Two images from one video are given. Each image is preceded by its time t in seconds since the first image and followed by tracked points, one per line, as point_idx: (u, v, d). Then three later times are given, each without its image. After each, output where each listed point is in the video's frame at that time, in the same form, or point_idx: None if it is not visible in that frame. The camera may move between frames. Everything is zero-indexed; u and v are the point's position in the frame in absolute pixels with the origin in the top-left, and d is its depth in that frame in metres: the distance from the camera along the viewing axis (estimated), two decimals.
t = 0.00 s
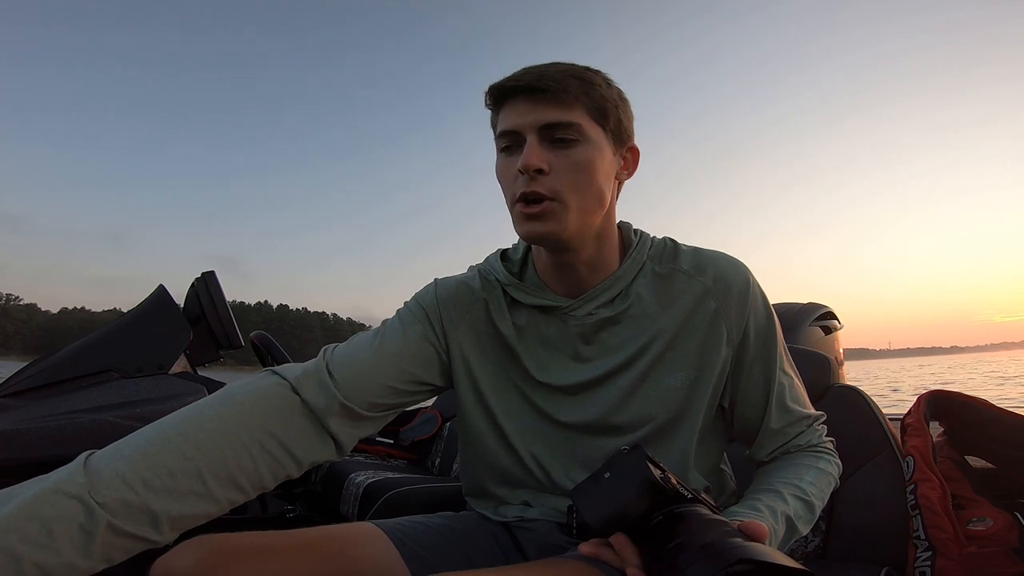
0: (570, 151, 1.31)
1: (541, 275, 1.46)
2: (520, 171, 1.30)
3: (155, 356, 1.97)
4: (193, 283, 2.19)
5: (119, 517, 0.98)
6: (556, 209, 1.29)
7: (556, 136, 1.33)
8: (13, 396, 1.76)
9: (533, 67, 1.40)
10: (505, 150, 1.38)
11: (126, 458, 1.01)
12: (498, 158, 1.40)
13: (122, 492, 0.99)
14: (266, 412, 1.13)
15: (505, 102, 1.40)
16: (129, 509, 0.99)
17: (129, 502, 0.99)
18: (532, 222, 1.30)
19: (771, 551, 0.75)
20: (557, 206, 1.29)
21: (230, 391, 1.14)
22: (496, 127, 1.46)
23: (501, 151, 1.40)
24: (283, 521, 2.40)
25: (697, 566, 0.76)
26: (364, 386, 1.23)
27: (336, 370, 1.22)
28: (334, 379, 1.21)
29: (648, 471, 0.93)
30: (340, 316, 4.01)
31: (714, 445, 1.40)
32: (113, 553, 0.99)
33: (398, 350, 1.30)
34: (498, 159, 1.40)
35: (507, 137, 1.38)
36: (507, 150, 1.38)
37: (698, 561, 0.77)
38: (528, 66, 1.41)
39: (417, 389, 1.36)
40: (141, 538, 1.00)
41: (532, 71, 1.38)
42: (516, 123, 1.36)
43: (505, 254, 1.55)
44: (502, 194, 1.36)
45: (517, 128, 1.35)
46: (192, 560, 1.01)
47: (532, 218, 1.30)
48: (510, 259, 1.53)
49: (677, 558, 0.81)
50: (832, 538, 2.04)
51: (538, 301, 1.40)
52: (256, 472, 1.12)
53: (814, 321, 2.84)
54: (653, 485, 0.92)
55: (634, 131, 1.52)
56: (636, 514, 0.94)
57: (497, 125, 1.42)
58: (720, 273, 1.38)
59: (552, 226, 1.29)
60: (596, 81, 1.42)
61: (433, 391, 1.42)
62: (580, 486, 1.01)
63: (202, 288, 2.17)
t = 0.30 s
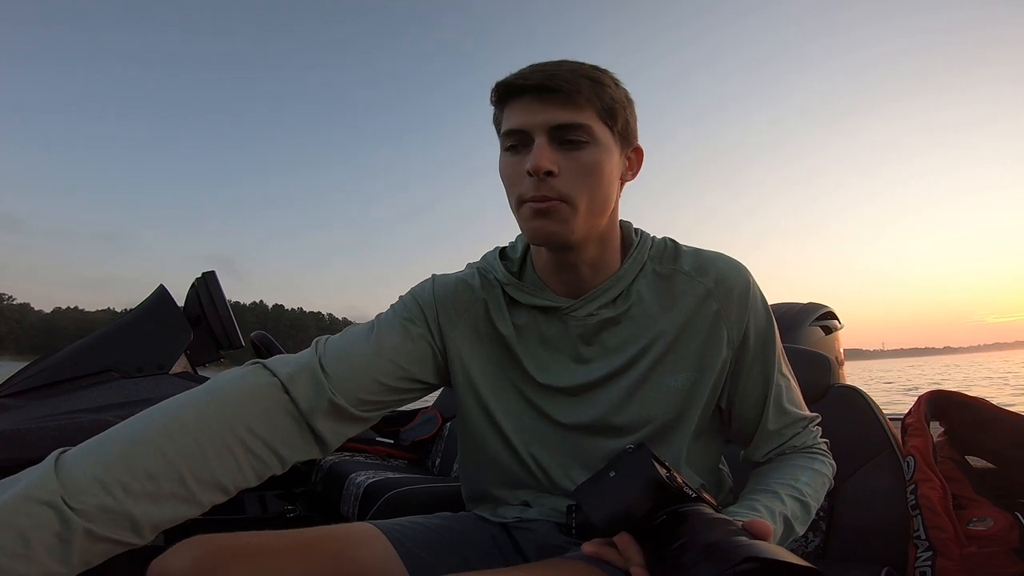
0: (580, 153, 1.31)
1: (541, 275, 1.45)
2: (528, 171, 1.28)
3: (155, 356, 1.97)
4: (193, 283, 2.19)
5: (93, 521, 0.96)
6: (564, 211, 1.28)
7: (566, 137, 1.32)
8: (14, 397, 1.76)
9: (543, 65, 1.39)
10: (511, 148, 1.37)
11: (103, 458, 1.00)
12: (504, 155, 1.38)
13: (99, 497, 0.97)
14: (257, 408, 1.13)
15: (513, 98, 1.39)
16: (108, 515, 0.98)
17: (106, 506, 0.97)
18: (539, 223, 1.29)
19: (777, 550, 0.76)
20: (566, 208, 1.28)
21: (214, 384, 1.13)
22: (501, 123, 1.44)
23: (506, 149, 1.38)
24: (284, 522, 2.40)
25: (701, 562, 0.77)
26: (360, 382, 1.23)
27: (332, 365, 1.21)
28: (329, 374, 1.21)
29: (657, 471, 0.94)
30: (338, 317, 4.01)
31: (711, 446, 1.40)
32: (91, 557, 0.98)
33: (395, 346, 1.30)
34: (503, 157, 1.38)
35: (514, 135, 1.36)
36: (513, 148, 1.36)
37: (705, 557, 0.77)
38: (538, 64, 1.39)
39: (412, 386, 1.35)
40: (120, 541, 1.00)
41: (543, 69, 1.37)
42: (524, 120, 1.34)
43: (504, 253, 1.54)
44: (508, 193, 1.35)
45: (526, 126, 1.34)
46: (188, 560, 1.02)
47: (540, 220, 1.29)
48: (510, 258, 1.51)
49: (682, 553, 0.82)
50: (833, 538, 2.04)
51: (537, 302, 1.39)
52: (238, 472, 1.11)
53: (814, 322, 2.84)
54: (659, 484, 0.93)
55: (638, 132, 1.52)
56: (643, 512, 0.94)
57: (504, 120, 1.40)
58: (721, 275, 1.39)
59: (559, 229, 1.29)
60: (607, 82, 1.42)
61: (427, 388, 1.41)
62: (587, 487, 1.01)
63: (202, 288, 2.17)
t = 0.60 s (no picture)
0: (563, 157, 1.30)
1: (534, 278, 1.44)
2: (511, 179, 1.28)
3: (155, 356, 1.96)
4: (193, 283, 2.19)
5: (57, 510, 0.92)
6: (551, 216, 1.28)
7: (548, 141, 1.31)
8: (15, 398, 1.76)
9: (521, 66, 1.37)
10: (493, 155, 1.37)
11: (72, 448, 0.96)
12: (488, 161, 1.38)
13: (65, 486, 0.93)
14: (225, 401, 1.09)
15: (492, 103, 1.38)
16: (74, 505, 0.94)
17: (72, 495, 0.93)
18: (525, 230, 1.29)
19: (772, 547, 0.76)
20: (552, 215, 1.28)
21: (200, 375, 1.10)
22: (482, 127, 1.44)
23: (489, 155, 1.38)
24: (285, 521, 2.40)
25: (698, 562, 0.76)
26: (346, 378, 1.23)
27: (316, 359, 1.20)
28: (310, 369, 1.19)
29: (649, 468, 0.93)
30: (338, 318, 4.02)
31: (711, 445, 1.40)
32: (54, 549, 0.94)
33: (382, 343, 1.30)
34: (486, 163, 1.38)
35: (495, 141, 1.35)
36: (495, 155, 1.36)
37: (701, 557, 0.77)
38: (515, 66, 1.38)
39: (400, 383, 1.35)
40: (86, 534, 0.95)
41: (521, 70, 1.35)
42: (504, 126, 1.33)
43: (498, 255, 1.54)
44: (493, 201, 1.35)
45: (506, 132, 1.33)
46: (187, 560, 1.01)
47: (526, 227, 1.29)
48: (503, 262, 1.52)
49: (679, 553, 0.82)
50: (833, 538, 2.04)
51: (532, 305, 1.39)
52: (212, 468, 1.09)
53: (814, 322, 2.84)
54: (653, 484, 0.92)
55: (626, 128, 1.52)
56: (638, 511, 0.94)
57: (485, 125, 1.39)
58: (718, 274, 1.39)
59: (546, 236, 1.28)
60: (588, 80, 1.41)
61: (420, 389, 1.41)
62: (580, 487, 1.01)
63: (202, 288, 2.18)
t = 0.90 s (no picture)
0: (512, 147, 1.29)
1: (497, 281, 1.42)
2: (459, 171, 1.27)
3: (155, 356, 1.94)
4: (193, 283, 2.20)
5: None
6: (504, 208, 1.26)
7: (497, 132, 1.31)
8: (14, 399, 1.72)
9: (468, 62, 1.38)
10: (444, 153, 1.36)
11: None
12: (438, 161, 1.37)
13: None
14: (127, 390, 1.08)
15: (441, 100, 1.38)
16: None
17: None
18: (477, 223, 1.26)
19: (785, 539, 0.75)
20: (504, 208, 1.26)
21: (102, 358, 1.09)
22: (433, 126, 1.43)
23: (441, 153, 1.37)
24: (285, 522, 2.40)
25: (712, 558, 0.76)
26: (279, 381, 1.22)
27: (245, 362, 1.19)
28: (238, 371, 1.18)
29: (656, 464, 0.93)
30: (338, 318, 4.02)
31: (702, 436, 1.41)
32: None
33: (325, 347, 1.28)
34: (438, 161, 1.37)
35: (446, 137, 1.35)
36: (446, 151, 1.35)
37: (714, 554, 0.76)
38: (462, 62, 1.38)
39: (348, 387, 1.33)
40: None
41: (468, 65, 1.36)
42: (453, 120, 1.33)
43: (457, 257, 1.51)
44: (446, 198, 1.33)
45: (455, 125, 1.33)
46: (184, 565, 1.00)
47: (479, 221, 1.26)
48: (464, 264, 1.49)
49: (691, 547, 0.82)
50: (833, 538, 2.04)
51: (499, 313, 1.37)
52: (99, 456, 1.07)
53: (814, 322, 2.84)
54: (660, 481, 0.95)
55: (581, 124, 1.53)
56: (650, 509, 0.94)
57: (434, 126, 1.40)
58: (687, 264, 1.38)
59: (499, 229, 1.26)
60: (538, 74, 1.41)
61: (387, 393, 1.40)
62: (591, 487, 1.03)
63: (202, 289, 2.19)
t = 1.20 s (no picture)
0: (469, 143, 1.29)
1: (453, 287, 1.41)
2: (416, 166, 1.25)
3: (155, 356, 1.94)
4: (193, 283, 2.20)
5: None
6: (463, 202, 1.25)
7: (452, 130, 1.31)
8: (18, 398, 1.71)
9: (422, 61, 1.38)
10: (396, 151, 1.34)
11: None
12: (388, 158, 1.34)
13: None
14: (69, 390, 1.11)
15: (394, 98, 1.37)
16: None
17: None
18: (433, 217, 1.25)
19: (769, 531, 0.76)
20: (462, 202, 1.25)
21: (35, 359, 1.12)
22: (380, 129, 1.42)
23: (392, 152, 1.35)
24: (285, 522, 2.40)
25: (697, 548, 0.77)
26: (222, 388, 1.23)
27: (186, 366, 1.20)
28: (179, 377, 1.19)
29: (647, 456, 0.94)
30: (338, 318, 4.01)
31: (681, 424, 1.41)
32: None
33: (267, 358, 1.28)
34: (389, 158, 1.35)
35: (400, 134, 1.33)
36: (399, 150, 1.33)
37: (698, 543, 0.77)
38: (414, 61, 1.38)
39: (302, 396, 1.34)
40: None
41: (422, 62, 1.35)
42: (408, 117, 1.32)
43: (410, 269, 1.50)
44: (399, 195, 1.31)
45: (410, 121, 1.31)
46: (177, 567, 0.99)
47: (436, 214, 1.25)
48: (418, 275, 1.48)
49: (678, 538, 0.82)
50: (832, 538, 2.04)
51: (456, 321, 1.35)
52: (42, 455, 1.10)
53: (814, 322, 2.84)
54: (655, 471, 0.94)
55: (528, 129, 1.55)
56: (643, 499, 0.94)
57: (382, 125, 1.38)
58: (642, 253, 1.36)
59: (457, 223, 1.24)
60: (489, 76, 1.43)
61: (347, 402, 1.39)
62: (589, 479, 1.04)
63: (202, 288, 2.18)
